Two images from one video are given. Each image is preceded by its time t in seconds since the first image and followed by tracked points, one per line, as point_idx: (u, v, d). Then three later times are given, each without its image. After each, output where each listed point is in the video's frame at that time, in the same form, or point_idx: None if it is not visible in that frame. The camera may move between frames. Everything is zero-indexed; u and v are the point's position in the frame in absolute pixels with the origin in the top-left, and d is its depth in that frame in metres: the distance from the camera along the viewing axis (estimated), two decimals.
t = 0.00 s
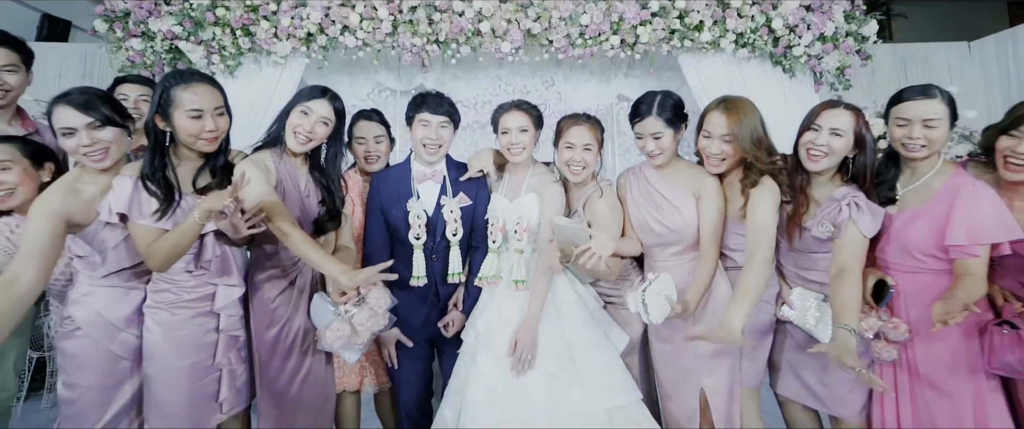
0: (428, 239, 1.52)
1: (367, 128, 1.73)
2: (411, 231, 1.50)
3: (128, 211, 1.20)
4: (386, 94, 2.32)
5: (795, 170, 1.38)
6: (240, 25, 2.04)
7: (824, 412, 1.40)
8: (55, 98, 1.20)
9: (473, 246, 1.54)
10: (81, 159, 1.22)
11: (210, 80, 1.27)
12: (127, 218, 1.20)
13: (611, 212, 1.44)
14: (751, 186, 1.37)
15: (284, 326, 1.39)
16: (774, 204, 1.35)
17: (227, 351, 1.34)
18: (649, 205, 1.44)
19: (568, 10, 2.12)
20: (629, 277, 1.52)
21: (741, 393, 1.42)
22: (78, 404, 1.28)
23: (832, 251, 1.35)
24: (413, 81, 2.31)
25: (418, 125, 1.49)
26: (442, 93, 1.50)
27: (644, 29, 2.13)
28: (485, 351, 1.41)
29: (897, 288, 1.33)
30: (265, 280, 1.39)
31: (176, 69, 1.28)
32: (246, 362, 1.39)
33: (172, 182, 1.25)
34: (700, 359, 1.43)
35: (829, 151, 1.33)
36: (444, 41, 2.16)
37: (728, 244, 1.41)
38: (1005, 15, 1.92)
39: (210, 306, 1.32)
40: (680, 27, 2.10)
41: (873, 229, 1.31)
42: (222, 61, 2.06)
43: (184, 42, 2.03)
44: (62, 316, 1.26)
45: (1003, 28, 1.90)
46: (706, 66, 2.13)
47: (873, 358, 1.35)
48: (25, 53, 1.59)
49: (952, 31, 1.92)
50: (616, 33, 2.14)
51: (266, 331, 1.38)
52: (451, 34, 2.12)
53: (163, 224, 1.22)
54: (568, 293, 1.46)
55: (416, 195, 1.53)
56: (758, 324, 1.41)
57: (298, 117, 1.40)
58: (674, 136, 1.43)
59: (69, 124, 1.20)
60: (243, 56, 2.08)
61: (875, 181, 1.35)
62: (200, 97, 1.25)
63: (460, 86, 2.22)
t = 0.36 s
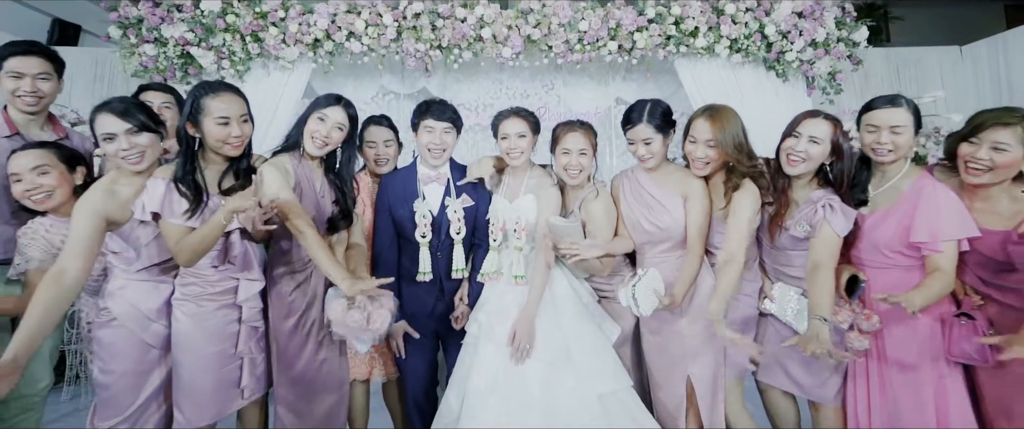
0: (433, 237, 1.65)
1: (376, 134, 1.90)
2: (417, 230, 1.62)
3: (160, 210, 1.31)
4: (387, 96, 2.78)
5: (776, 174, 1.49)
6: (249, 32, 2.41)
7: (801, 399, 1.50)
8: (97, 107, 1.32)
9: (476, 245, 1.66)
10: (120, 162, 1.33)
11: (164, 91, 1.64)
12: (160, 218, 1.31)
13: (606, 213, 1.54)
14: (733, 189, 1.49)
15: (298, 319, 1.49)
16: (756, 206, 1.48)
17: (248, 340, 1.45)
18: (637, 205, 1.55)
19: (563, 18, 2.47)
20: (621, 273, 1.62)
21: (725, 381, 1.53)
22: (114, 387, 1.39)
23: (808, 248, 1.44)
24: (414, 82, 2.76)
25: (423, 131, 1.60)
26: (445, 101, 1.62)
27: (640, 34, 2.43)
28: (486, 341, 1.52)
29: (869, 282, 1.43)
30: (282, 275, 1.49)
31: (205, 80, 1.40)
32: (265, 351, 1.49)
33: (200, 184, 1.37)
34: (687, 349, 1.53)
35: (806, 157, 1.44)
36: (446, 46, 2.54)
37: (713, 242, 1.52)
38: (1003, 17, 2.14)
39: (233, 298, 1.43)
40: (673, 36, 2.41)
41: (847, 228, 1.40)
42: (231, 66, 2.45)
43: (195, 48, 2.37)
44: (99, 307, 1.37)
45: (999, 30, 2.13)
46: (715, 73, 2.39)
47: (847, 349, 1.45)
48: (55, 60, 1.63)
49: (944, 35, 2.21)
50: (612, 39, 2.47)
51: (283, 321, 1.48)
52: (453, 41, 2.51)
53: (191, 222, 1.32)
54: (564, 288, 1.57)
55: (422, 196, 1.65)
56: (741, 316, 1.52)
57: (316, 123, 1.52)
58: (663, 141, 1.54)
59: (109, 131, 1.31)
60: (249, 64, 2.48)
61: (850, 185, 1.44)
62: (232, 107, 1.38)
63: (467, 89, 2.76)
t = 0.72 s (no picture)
0: (437, 235, 1.76)
1: (384, 137, 2.02)
2: (423, 229, 1.74)
3: (188, 209, 1.42)
4: (391, 99, 3.36)
5: (758, 176, 1.61)
6: (260, 39, 2.94)
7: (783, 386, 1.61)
8: (130, 113, 1.42)
9: (478, 242, 1.76)
10: (150, 163, 1.44)
11: (183, 99, 1.80)
12: (188, 216, 1.42)
13: (601, 213, 1.64)
14: (717, 190, 1.60)
15: (315, 309, 1.62)
16: (740, 205, 1.57)
17: (265, 331, 1.56)
18: (628, 205, 1.66)
19: (561, 27, 2.97)
20: (615, 269, 1.73)
21: (711, 370, 1.63)
22: (142, 374, 1.49)
23: (787, 244, 1.56)
24: (418, 87, 3.33)
25: (428, 136, 1.72)
26: (447, 107, 1.73)
27: (635, 41, 2.95)
28: (488, 331, 1.63)
29: (844, 276, 1.53)
30: (298, 269, 1.61)
31: (228, 88, 1.52)
32: (281, 342, 1.60)
33: (224, 185, 1.48)
34: (676, 340, 1.64)
35: (785, 160, 1.55)
36: (450, 51, 3.05)
37: (700, 239, 1.63)
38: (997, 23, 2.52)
39: (252, 292, 1.54)
40: (670, 40, 2.95)
41: (822, 225, 1.51)
42: (243, 69, 2.99)
43: (206, 51, 2.91)
44: (129, 299, 1.48)
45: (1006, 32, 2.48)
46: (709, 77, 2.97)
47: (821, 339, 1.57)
48: (83, 69, 1.67)
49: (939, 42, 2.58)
50: (607, 46, 2.99)
51: (299, 312, 1.60)
52: (457, 44, 3.01)
53: (215, 220, 1.44)
54: (561, 283, 1.67)
55: (427, 197, 1.77)
56: (725, 308, 1.63)
57: (330, 128, 1.62)
58: (654, 145, 1.65)
59: (141, 135, 1.42)
60: (256, 68, 3.02)
61: (827, 187, 1.55)
62: (255, 114, 1.50)
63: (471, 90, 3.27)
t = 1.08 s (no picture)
0: (441, 232, 1.88)
1: (391, 141, 2.14)
2: (427, 227, 1.87)
3: (213, 208, 1.55)
4: (395, 101, 3.53)
5: (738, 177, 1.73)
6: (269, 44, 3.15)
7: (763, 373, 1.73)
8: (159, 120, 1.56)
9: (478, 239, 1.88)
10: (178, 166, 1.57)
11: (205, 105, 1.94)
12: (213, 215, 1.56)
13: (593, 212, 1.77)
14: (701, 188, 1.72)
15: (328, 302, 1.73)
16: (721, 204, 1.71)
17: (282, 321, 1.68)
18: (618, 204, 1.78)
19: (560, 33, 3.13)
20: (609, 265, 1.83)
21: (696, 356, 1.76)
22: (170, 360, 1.62)
23: (766, 241, 1.67)
24: (421, 91, 3.45)
25: (431, 140, 1.84)
26: (449, 112, 1.84)
27: (632, 45, 3.11)
28: (489, 322, 1.76)
29: (819, 270, 1.65)
30: (312, 264, 1.73)
31: (248, 96, 1.65)
32: (298, 332, 1.73)
33: (246, 186, 1.61)
34: (663, 329, 1.76)
35: (764, 163, 1.68)
36: (452, 55, 3.22)
37: (687, 236, 1.74)
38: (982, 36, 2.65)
39: (270, 285, 1.66)
40: (665, 45, 3.13)
41: (797, 222, 1.63)
42: (252, 75, 3.17)
43: (217, 58, 3.10)
44: (156, 291, 1.61)
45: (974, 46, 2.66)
46: (703, 79, 3.17)
47: (797, 329, 1.69)
48: (109, 76, 1.77)
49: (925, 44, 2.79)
50: (607, 50, 3.17)
51: (313, 304, 1.72)
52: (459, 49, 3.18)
53: (236, 218, 1.57)
54: (556, 277, 1.79)
55: (431, 196, 1.89)
56: (709, 300, 1.75)
57: (341, 132, 1.75)
58: (643, 148, 1.77)
59: (169, 140, 1.56)
60: (263, 73, 3.21)
61: (802, 188, 1.66)
62: (273, 120, 1.63)
63: (472, 93, 3.39)
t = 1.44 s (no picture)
0: (444, 230, 2.02)
1: (396, 143, 2.25)
2: (431, 225, 2.00)
3: (233, 207, 1.66)
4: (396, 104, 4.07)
5: (723, 178, 1.86)
6: (276, 49, 3.64)
7: (746, 363, 1.85)
8: (182, 125, 1.66)
9: (479, 236, 2.01)
10: (200, 168, 1.68)
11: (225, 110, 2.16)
12: (232, 214, 1.67)
13: (586, 210, 1.89)
14: (686, 187, 1.85)
15: (338, 295, 1.86)
16: (705, 202, 1.83)
17: (296, 313, 1.79)
18: (609, 203, 1.91)
19: (557, 37, 3.63)
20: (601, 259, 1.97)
21: (683, 346, 1.88)
22: (192, 349, 1.73)
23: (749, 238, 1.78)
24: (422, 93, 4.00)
25: (434, 142, 1.95)
26: (450, 116, 1.96)
27: (626, 49, 3.62)
28: (488, 314, 1.87)
29: (798, 266, 1.76)
30: (324, 260, 1.85)
31: (262, 103, 1.77)
32: (309, 323, 1.84)
33: (262, 188, 1.73)
34: (652, 322, 1.88)
35: (747, 165, 1.79)
36: (453, 59, 3.71)
37: (673, 232, 1.88)
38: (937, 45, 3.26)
39: (285, 279, 1.79)
40: (660, 49, 3.65)
41: (777, 220, 1.73)
42: (261, 78, 3.69)
43: (225, 61, 3.63)
44: (179, 285, 1.72)
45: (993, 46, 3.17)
46: (693, 82, 3.70)
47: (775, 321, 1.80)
48: (132, 82, 1.87)
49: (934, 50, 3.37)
50: (603, 53, 3.66)
51: (325, 298, 1.84)
52: (460, 54, 3.66)
53: (252, 216, 1.68)
54: (553, 272, 1.90)
55: (434, 196, 2.03)
56: (691, 292, 1.89)
57: (349, 136, 1.86)
58: (633, 151, 1.89)
59: (192, 144, 1.65)
60: (271, 77, 3.72)
61: (783, 189, 1.77)
62: (287, 125, 1.75)
63: (473, 97, 3.92)
